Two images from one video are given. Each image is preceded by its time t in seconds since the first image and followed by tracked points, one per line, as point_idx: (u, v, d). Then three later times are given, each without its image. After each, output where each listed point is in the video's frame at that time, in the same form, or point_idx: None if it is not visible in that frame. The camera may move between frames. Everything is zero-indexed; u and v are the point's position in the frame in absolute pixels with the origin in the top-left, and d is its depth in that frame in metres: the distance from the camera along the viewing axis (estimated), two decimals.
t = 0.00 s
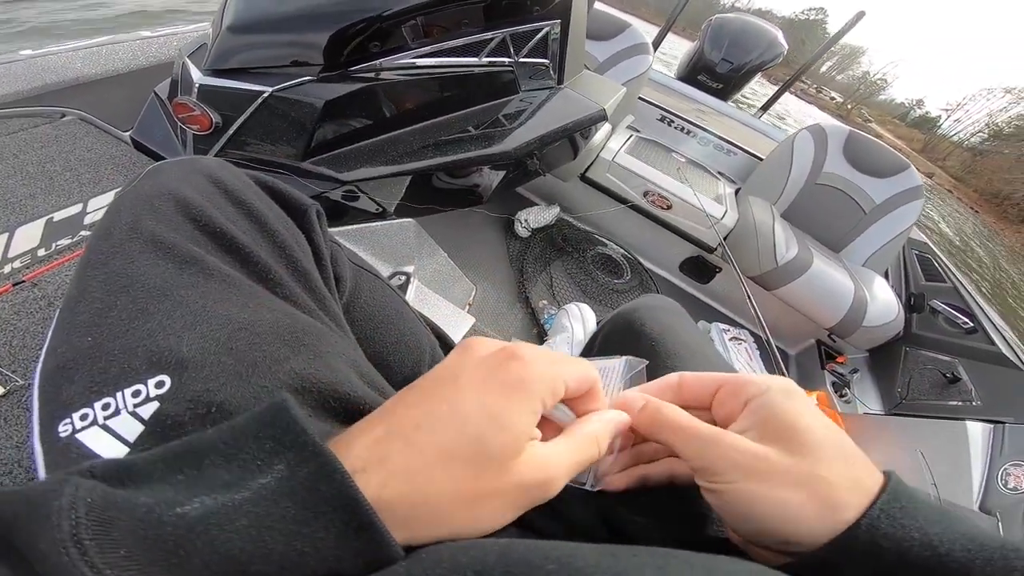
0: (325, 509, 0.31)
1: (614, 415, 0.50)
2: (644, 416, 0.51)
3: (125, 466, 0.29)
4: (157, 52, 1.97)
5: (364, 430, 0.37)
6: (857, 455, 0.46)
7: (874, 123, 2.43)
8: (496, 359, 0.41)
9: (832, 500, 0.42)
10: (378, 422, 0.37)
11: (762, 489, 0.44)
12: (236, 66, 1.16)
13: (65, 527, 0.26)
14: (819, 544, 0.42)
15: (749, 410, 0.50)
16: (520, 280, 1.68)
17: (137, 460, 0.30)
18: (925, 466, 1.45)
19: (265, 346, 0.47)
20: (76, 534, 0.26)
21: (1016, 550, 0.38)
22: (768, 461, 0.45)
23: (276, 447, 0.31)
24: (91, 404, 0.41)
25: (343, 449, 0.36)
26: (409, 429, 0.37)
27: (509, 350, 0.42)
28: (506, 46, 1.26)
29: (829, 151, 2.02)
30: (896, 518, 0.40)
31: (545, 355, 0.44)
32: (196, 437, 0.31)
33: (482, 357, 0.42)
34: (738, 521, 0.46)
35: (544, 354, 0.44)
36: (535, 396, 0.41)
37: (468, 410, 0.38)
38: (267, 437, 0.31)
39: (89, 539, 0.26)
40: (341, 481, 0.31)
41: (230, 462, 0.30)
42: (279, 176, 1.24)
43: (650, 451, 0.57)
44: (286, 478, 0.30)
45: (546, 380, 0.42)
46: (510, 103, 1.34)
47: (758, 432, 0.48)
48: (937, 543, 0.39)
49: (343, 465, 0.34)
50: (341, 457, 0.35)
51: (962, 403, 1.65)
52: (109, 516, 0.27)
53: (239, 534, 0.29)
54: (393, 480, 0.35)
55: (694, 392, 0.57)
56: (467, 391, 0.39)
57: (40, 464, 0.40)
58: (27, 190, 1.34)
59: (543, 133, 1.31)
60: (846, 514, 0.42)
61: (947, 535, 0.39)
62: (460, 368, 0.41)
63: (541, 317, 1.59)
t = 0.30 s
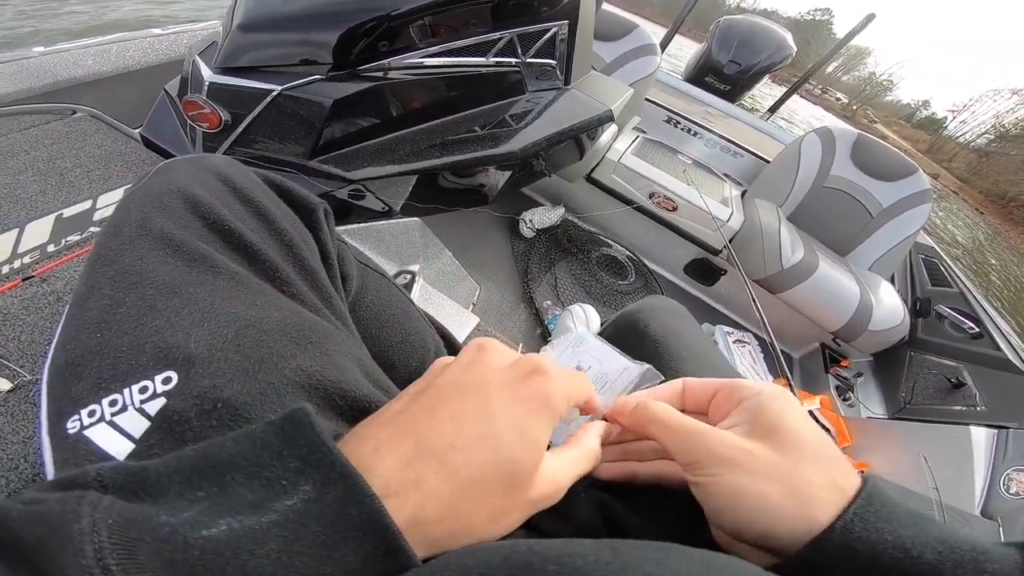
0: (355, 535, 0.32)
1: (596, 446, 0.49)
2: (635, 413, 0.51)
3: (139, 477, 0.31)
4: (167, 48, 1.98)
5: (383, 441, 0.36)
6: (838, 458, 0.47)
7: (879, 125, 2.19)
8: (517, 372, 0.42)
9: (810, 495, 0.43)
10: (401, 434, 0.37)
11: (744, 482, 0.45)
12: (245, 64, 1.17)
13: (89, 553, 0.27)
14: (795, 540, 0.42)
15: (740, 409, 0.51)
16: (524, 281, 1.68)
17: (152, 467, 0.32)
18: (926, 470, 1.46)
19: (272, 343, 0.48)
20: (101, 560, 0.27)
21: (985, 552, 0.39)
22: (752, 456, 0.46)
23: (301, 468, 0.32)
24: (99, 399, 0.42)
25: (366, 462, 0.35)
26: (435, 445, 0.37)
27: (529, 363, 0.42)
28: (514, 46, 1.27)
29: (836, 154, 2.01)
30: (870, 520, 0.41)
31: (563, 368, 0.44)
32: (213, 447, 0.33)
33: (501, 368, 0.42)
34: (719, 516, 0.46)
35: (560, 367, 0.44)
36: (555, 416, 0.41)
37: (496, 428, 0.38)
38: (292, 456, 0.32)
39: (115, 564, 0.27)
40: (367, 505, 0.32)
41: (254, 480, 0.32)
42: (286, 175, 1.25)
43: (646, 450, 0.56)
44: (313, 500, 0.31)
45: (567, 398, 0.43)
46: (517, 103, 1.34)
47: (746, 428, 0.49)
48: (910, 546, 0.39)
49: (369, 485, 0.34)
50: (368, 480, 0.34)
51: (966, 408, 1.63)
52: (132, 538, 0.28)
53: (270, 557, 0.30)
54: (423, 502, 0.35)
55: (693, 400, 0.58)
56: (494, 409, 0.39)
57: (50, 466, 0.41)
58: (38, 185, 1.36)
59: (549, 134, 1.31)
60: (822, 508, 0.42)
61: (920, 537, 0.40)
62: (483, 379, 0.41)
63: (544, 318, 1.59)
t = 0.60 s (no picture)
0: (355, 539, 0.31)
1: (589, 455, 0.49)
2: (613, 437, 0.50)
3: (149, 484, 0.31)
4: (166, 60, 1.99)
5: (379, 458, 0.36)
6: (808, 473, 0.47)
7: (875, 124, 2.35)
8: (518, 390, 0.41)
9: (786, 513, 0.43)
10: (400, 450, 0.37)
11: (722, 506, 0.44)
12: (241, 76, 1.17)
13: (103, 555, 0.26)
14: (774, 560, 0.42)
15: (705, 432, 0.50)
16: (524, 289, 1.69)
17: (160, 476, 0.32)
18: (929, 475, 1.45)
19: (272, 361, 0.48)
20: (115, 562, 0.26)
21: (959, 558, 0.40)
22: (726, 479, 0.45)
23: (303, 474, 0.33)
24: (104, 414, 0.42)
25: (367, 475, 0.35)
26: (436, 460, 0.37)
27: (529, 381, 0.42)
28: (510, 56, 1.27)
29: (832, 158, 2.02)
30: (843, 531, 0.42)
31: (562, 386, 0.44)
32: (219, 458, 0.33)
33: (501, 385, 0.42)
34: (699, 538, 0.46)
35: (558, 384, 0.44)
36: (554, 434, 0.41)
37: (497, 445, 0.38)
38: (294, 465, 0.32)
39: (129, 563, 0.27)
40: (367, 509, 0.32)
41: (258, 488, 0.32)
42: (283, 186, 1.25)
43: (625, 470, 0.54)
44: (315, 506, 0.31)
45: (565, 417, 0.43)
46: (513, 113, 1.35)
47: (716, 452, 0.48)
48: (883, 555, 0.40)
49: (370, 494, 0.34)
50: (369, 489, 0.34)
51: (967, 411, 1.63)
52: (145, 541, 0.27)
53: (274, 559, 0.30)
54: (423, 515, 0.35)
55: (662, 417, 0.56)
56: (494, 427, 0.39)
57: (55, 479, 0.41)
58: (39, 198, 1.36)
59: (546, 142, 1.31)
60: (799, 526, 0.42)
61: (893, 546, 0.41)
62: (482, 395, 0.40)
63: (544, 327, 1.59)
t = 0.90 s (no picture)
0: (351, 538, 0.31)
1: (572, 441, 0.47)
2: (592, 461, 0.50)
3: (144, 489, 0.31)
4: (161, 61, 1.98)
5: (366, 455, 0.36)
6: (792, 486, 0.46)
7: (868, 121, 2.28)
8: (496, 375, 0.42)
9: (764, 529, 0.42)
10: (388, 443, 0.36)
11: (696, 526, 0.44)
12: (235, 76, 1.16)
13: (105, 562, 0.26)
14: None
15: (686, 448, 0.49)
16: (523, 288, 1.68)
17: (157, 481, 0.31)
18: (927, 471, 1.45)
19: (268, 362, 0.47)
20: (118, 567, 0.26)
21: (947, 568, 0.39)
22: (700, 498, 0.45)
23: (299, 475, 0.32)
24: (98, 417, 0.41)
25: (359, 471, 0.35)
26: (425, 452, 0.36)
27: (506, 365, 0.42)
28: (506, 54, 1.27)
29: (830, 156, 2.02)
30: (825, 545, 0.41)
31: (537, 369, 0.44)
32: (213, 460, 0.32)
33: (481, 372, 0.42)
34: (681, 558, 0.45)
35: (533, 369, 0.44)
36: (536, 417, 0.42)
37: (483, 432, 0.38)
38: (288, 466, 0.32)
39: (130, 568, 0.26)
40: (365, 507, 0.32)
41: (254, 489, 0.31)
42: (279, 186, 1.25)
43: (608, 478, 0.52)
44: (312, 505, 0.31)
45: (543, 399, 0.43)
46: (510, 112, 1.34)
47: (694, 472, 0.47)
48: (867, 568, 0.40)
49: (365, 490, 0.33)
50: (363, 484, 0.34)
51: (966, 408, 1.63)
52: (145, 545, 0.27)
53: (275, 560, 0.30)
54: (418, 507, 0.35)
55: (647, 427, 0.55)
56: (478, 413, 0.39)
57: (50, 484, 0.40)
58: (33, 200, 1.35)
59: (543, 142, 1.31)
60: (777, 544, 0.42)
61: (877, 559, 0.40)
62: (463, 383, 0.40)
63: (543, 326, 1.59)
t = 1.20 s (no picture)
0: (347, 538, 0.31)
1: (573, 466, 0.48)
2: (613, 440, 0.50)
3: (142, 483, 0.31)
4: (167, 58, 1.99)
5: (381, 457, 0.36)
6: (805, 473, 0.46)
7: (871, 120, 2.29)
8: (520, 397, 0.42)
9: (779, 513, 0.42)
10: (403, 449, 0.37)
11: (714, 506, 0.44)
12: (240, 74, 1.17)
13: (98, 557, 0.26)
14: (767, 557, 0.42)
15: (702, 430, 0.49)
16: (526, 287, 1.68)
17: (153, 475, 0.31)
18: (929, 473, 1.45)
19: (270, 359, 0.47)
20: (109, 563, 0.26)
21: (957, 565, 0.39)
22: (719, 476, 0.45)
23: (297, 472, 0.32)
24: (99, 413, 0.41)
25: (369, 475, 0.35)
26: (437, 460, 0.37)
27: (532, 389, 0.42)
28: (511, 53, 1.27)
29: (835, 157, 2.01)
30: (839, 536, 0.40)
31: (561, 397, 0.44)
32: (212, 455, 0.32)
33: (505, 392, 0.42)
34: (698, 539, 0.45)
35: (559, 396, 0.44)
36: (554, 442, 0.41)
37: (499, 449, 0.38)
38: (286, 462, 0.32)
39: (123, 566, 0.26)
40: (362, 506, 0.31)
41: (251, 486, 0.32)
42: (283, 184, 1.25)
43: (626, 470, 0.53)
44: (309, 504, 0.31)
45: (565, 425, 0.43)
46: (515, 111, 1.34)
47: (712, 450, 0.47)
48: (880, 561, 0.39)
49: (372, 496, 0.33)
50: (369, 488, 0.34)
51: (970, 411, 1.62)
52: (139, 542, 0.27)
53: (269, 558, 0.29)
54: (425, 513, 0.35)
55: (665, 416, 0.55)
56: (495, 431, 0.39)
57: (50, 480, 0.40)
58: (38, 197, 1.36)
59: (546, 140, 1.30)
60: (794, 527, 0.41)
61: (890, 553, 0.39)
62: (486, 400, 0.40)
63: (545, 326, 1.58)
